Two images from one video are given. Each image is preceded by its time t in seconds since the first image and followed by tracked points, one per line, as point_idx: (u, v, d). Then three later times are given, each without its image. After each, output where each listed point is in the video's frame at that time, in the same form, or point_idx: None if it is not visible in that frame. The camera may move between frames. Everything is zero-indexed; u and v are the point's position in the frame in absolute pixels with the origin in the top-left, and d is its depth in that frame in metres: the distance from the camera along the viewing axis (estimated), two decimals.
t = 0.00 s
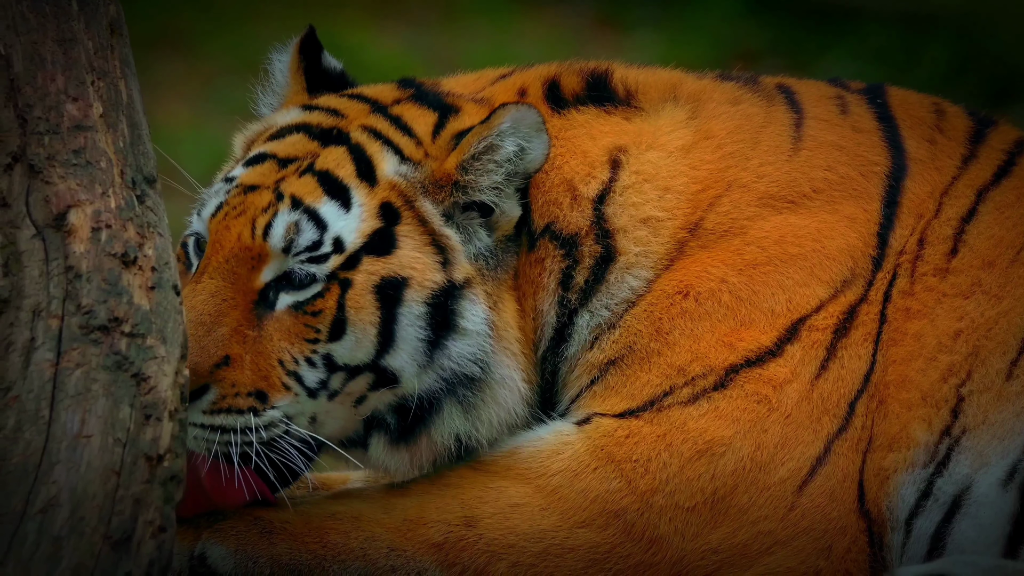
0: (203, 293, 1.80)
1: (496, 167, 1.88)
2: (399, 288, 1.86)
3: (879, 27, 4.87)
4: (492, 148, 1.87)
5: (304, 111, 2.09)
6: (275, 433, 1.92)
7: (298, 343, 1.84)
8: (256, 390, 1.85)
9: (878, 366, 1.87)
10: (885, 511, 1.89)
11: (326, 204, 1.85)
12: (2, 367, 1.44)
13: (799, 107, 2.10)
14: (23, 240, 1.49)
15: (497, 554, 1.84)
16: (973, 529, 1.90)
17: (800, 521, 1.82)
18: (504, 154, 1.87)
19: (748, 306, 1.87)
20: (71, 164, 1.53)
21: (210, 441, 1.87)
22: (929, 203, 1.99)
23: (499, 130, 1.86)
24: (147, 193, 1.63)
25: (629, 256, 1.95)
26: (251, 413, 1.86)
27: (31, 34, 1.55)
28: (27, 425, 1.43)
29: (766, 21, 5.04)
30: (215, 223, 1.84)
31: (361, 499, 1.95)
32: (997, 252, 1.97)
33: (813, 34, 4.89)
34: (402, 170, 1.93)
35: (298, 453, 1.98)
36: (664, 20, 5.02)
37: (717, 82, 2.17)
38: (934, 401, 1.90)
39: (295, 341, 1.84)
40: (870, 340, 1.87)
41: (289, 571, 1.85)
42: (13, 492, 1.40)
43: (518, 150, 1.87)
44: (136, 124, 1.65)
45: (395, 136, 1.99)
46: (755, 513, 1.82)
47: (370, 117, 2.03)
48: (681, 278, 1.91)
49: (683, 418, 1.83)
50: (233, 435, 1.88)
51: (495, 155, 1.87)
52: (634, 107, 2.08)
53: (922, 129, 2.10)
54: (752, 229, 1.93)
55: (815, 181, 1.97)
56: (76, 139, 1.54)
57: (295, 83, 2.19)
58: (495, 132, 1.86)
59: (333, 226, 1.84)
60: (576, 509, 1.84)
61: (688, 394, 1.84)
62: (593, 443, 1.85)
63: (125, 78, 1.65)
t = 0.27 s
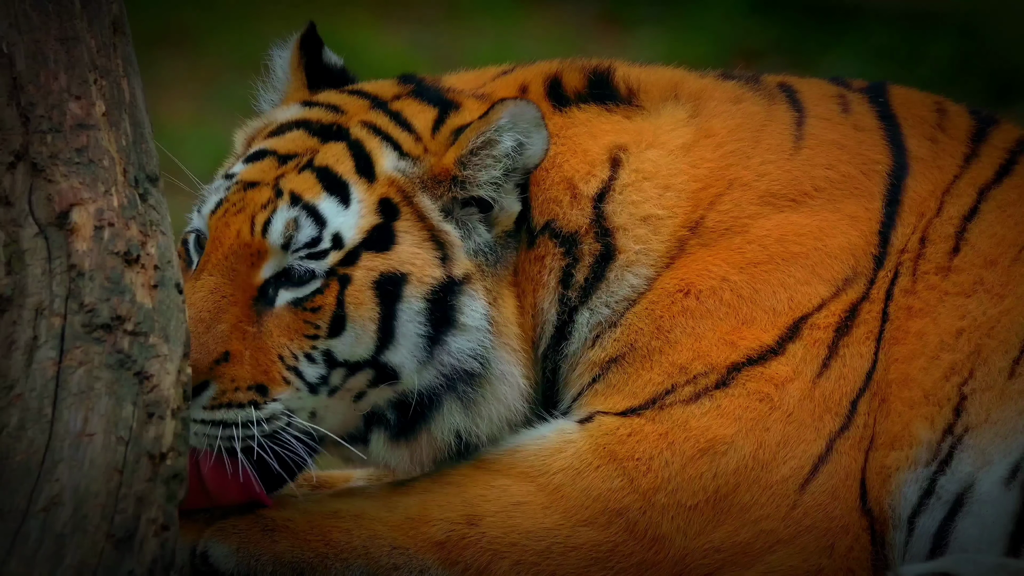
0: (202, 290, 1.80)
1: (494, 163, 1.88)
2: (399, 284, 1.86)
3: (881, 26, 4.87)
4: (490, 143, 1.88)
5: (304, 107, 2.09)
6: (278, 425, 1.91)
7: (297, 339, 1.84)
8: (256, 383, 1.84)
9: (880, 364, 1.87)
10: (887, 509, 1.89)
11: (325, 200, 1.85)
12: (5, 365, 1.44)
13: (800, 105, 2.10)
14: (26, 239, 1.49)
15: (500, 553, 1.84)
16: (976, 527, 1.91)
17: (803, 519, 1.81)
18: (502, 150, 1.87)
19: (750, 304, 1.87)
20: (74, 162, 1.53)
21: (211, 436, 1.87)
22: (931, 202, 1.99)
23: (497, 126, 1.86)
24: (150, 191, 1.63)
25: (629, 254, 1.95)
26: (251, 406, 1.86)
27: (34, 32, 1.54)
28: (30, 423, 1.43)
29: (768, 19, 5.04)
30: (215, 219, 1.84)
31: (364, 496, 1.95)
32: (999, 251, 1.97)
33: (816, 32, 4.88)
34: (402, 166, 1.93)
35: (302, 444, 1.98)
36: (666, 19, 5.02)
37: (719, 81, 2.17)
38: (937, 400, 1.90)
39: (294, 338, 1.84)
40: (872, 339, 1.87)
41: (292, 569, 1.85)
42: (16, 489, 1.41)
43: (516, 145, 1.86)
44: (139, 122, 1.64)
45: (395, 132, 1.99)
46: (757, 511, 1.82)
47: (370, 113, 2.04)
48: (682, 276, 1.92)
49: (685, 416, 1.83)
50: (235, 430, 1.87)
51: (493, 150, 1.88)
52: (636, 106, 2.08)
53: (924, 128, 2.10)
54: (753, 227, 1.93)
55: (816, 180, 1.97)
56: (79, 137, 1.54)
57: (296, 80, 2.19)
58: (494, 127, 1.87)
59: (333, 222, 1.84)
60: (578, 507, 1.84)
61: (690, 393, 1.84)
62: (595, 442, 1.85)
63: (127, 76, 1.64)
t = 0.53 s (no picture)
0: (202, 291, 1.80)
1: (491, 160, 1.88)
2: (399, 283, 1.87)
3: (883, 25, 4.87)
4: (487, 140, 1.87)
5: (303, 105, 2.09)
6: (281, 418, 1.92)
7: (296, 339, 1.84)
8: (255, 380, 1.84)
9: (881, 364, 1.88)
10: (888, 508, 1.89)
11: (324, 199, 1.85)
12: (7, 363, 1.43)
13: (801, 105, 2.10)
14: (28, 238, 1.48)
15: (501, 551, 1.84)
16: (977, 526, 1.91)
17: (804, 518, 1.82)
18: (500, 147, 1.87)
19: (751, 303, 1.87)
20: (76, 161, 1.53)
21: (215, 435, 1.87)
22: (932, 201, 1.99)
23: (494, 123, 1.86)
24: (152, 190, 1.63)
25: (629, 252, 1.95)
26: (252, 403, 1.86)
27: (36, 31, 1.54)
28: (32, 421, 1.43)
29: (769, 18, 5.04)
30: (215, 220, 1.84)
31: (365, 495, 1.95)
32: (1001, 250, 1.97)
33: (817, 31, 4.88)
34: (400, 164, 1.94)
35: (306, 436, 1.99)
36: (667, 18, 5.02)
37: (720, 80, 2.17)
38: (938, 399, 1.90)
39: (293, 337, 1.84)
40: (873, 338, 1.87)
41: (293, 567, 1.85)
42: (18, 488, 1.40)
43: (513, 142, 1.86)
44: (141, 121, 1.64)
45: (394, 130, 1.99)
46: (758, 511, 1.82)
47: (369, 111, 2.04)
48: (683, 275, 1.92)
49: (686, 415, 1.83)
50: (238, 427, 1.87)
51: (490, 148, 1.87)
52: (637, 106, 2.08)
53: (925, 127, 2.10)
54: (754, 226, 1.93)
55: (817, 179, 1.97)
56: (81, 136, 1.54)
57: (296, 78, 2.19)
58: (490, 124, 1.86)
59: (332, 221, 1.84)
60: (579, 507, 1.84)
61: (691, 391, 1.84)
62: (597, 441, 1.85)
63: (130, 75, 1.64)
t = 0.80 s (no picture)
0: (202, 293, 1.80)
1: (490, 161, 1.88)
2: (399, 285, 1.87)
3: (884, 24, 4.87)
4: (486, 142, 1.87)
5: (304, 104, 2.09)
6: (284, 414, 1.91)
7: (296, 341, 1.84)
8: (252, 377, 1.83)
9: (882, 363, 1.88)
10: (890, 507, 1.89)
11: (324, 201, 1.85)
12: (9, 362, 1.43)
13: (802, 104, 2.10)
14: (30, 236, 1.48)
15: (504, 550, 1.84)
16: (979, 525, 1.91)
17: (806, 516, 1.82)
18: (499, 148, 1.87)
19: (752, 302, 1.87)
20: (78, 160, 1.53)
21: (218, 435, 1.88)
22: (933, 200, 1.99)
23: (494, 124, 1.86)
24: (154, 189, 1.63)
25: (630, 252, 1.95)
26: (251, 401, 1.85)
27: (37, 30, 1.53)
28: (35, 420, 1.43)
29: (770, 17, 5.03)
30: (217, 221, 1.84)
31: (367, 493, 1.95)
32: (1002, 249, 1.97)
33: (818, 30, 4.88)
34: (400, 165, 1.93)
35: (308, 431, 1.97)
36: (668, 17, 5.02)
37: (721, 79, 2.17)
38: (940, 397, 1.90)
39: (292, 339, 1.84)
40: (874, 337, 1.87)
41: (296, 565, 1.86)
42: (20, 486, 1.41)
43: (513, 143, 1.87)
44: (143, 119, 1.64)
45: (395, 131, 1.99)
46: (760, 510, 1.82)
47: (370, 111, 2.04)
48: (684, 274, 1.92)
49: (688, 414, 1.83)
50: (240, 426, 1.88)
51: (489, 148, 1.87)
52: (638, 105, 2.08)
53: (926, 127, 2.10)
54: (755, 225, 1.93)
55: (818, 178, 1.97)
56: (83, 135, 1.54)
57: (298, 75, 2.19)
58: (490, 125, 1.87)
59: (332, 223, 1.84)
60: (582, 505, 1.84)
61: (692, 390, 1.84)
62: (598, 439, 1.85)
63: (131, 74, 1.64)
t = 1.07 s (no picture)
0: (208, 299, 1.79)
1: (493, 164, 1.88)
2: (401, 289, 1.86)
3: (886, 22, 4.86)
4: (489, 145, 1.87)
5: (308, 103, 2.08)
6: (290, 420, 1.93)
7: (300, 347, 1.85)
8: (256, 386, 1.84)
9: (884, 361, 1.88)
10: (893, 506, 1.89)
11: (330, 206, 1.85)
12: (11, 360, 1.43)
13: (804, 103, 2.10)
14: (33, 235, 1.48)
15: (506, 548, 1.84)
16: (982, 523, 1.91)
17: (808, 515, 1.82)
18: (501, 151, 1.87)
19: (754, 301, 1.87)
20: (80, 158, 1.53)
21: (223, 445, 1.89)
22: (935, 199, 1.99)
23: (496, 127, 1.86)
24: (156, 187, 1.64)
25: (631, 252, 1.95)
26: (256, 409, 1.86)
27: (40, 28, 1.53)
28: (37, 418, 1.43)
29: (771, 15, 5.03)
30: (222, 225, 1.83)
31: (369, 492, 1.95)
32: (1004, 248, 1.97)
33: (819, 28, 4.88)
34: (402, 168, 1.93)
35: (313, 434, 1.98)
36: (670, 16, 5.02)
37: (723, 78, 2.17)
38: (942, 396, 1.90)
39: (297, 345, 1.85)
40: (876, 336, 1.87)
41: (298, 563, 1.86)
42: (23, 485, 1.40)
43: (515, 146, 1.87)
44: (145, 118, 1.65)
45: (398, 132, 1.99)
46: (762, 508, 1.82)
47: (374, 110, 2.03)
48: (685, 273, 1.92)
49: (690, 412, 1.83)
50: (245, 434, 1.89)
51: (491, 152, 1.87)
52: (641, 104, 2.07)
53: (928, 125, 2.10)
54: (757, 225, 1.93)
55: (820, 177, 1.97)
56: (86, 133, 1.54)
57: (299, 71, 2.19)
58: (492, 129, 1.86)
59: (337, 228, 1.84)
60: (584, 504, 1.84)
61: (694, 389, 1.84)
62: (601, 438, 1.85)
63: (135, 72, 1.64)
